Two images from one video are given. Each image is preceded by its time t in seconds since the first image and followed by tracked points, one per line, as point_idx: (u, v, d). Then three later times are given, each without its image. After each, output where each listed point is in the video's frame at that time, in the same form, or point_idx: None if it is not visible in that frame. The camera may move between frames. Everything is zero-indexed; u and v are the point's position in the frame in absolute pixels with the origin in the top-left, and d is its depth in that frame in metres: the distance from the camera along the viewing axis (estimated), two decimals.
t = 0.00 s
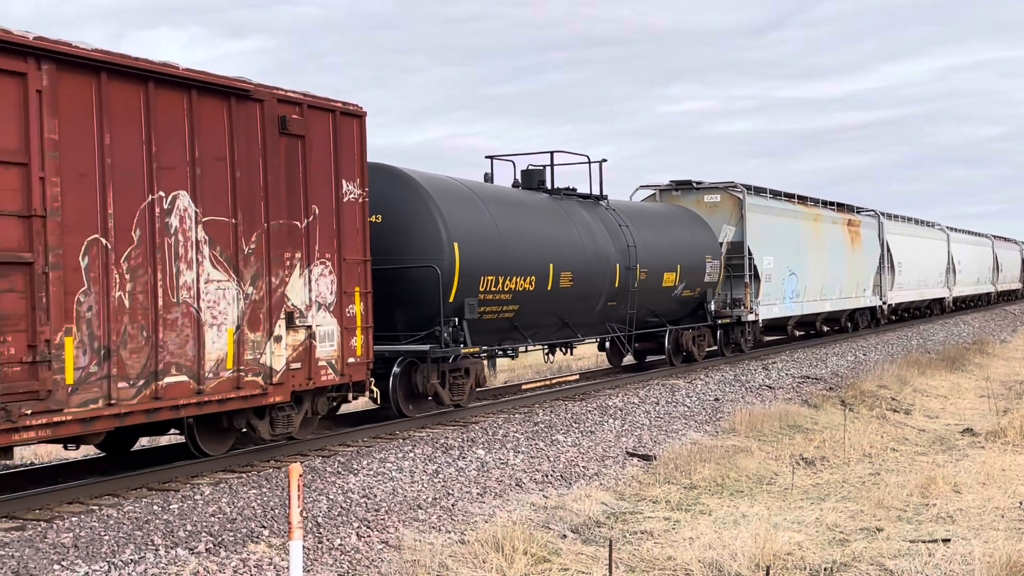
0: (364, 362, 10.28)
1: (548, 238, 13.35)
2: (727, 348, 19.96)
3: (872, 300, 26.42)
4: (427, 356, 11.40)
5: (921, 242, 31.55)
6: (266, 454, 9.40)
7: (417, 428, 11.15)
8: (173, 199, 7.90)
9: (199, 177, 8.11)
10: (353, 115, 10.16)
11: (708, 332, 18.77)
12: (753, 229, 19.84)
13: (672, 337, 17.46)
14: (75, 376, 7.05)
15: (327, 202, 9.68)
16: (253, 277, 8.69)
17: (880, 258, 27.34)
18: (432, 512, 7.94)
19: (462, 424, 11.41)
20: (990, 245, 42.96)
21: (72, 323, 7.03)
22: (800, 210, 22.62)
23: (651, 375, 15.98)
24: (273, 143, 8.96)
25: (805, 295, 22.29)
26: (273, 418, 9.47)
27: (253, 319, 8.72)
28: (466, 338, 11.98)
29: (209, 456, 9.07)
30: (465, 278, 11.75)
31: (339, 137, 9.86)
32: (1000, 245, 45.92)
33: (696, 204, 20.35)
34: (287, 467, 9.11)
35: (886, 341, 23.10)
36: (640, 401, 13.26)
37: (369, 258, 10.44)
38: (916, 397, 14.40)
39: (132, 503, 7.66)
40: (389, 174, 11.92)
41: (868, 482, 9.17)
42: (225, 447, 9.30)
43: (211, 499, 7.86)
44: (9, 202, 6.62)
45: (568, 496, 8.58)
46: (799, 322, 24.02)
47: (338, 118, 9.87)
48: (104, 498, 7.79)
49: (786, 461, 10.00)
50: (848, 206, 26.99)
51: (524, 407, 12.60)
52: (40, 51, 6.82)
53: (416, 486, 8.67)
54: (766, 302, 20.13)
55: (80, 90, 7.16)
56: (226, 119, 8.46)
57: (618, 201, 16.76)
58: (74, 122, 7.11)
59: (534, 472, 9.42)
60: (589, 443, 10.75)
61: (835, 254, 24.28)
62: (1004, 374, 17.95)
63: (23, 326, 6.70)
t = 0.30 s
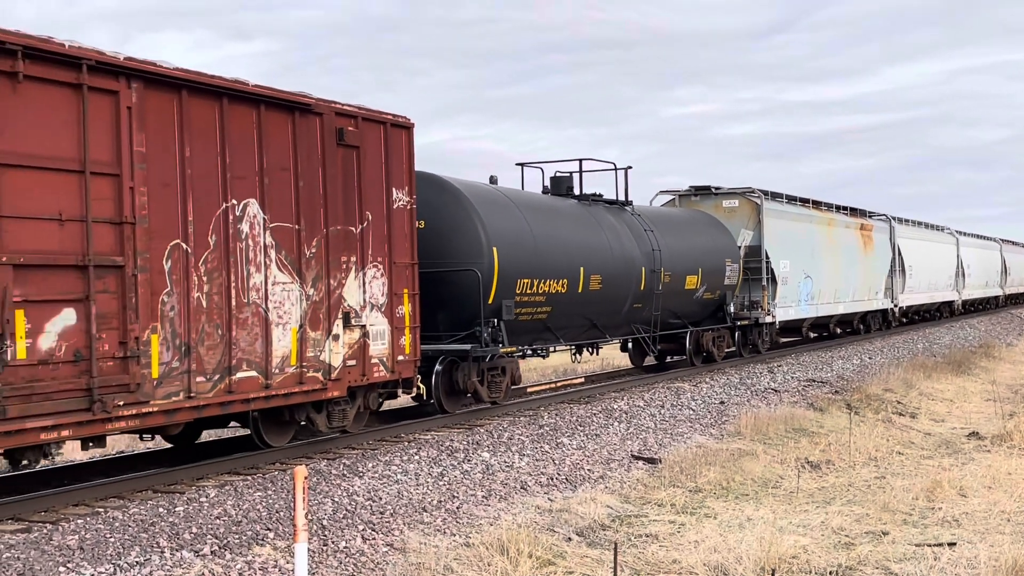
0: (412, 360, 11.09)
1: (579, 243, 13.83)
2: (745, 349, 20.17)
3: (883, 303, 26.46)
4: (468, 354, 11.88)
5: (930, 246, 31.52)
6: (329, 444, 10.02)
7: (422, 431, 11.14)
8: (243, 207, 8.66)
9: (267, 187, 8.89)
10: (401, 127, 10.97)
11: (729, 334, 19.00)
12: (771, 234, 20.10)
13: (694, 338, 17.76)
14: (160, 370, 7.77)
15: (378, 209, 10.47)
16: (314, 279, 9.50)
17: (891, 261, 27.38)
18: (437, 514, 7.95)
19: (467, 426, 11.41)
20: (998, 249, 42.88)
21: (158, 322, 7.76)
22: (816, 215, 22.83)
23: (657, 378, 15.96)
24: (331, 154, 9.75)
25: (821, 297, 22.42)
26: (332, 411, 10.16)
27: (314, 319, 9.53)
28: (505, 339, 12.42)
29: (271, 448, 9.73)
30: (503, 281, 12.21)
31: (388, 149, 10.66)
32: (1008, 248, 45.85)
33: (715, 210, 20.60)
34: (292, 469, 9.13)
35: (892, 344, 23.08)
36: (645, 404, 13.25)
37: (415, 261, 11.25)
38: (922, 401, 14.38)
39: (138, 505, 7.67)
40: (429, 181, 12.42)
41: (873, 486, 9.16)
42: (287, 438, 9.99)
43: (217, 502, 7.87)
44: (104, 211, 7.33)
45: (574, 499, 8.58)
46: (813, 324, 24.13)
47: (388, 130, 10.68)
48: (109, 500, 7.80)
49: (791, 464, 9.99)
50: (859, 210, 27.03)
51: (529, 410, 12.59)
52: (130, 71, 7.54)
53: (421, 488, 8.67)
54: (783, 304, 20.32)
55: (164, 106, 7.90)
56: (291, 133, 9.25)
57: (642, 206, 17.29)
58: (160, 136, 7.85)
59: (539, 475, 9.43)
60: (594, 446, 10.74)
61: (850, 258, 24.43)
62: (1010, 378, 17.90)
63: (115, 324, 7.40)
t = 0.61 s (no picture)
0: (463, 360, 11.73)
1: (612, 250, 14.34)
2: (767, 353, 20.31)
3: (898, 310, 26.44)
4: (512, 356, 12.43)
5: (944, 252, 31.45)
6: (387, 438, 10.64)
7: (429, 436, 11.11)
8: (314, 217, 9.38)
9: (335, 198, 9.63)
10: (452, 141, 11.69)
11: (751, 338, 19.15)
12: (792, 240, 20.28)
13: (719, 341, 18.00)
14: (244, 368, 8.49)
15: (432, 218, 11.17)
16: (376, 284, 10.20)
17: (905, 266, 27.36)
18: (444, 519, 7.94)
19: (474, 432, 11.40)
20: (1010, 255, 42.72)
21: (240, 323, 8.47)
22: (835, 222, 22.96)
23: (665, 384, 15.92)
24: (391, 167, 10.46)
25: (840, 303, 22.48)
26: (390, 408, 10.79)
27: (376, 321, 10.21)
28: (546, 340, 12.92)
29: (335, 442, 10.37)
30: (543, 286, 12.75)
31: (440, 161, 11.36)
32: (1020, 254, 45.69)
33: (737, 217, 20.83)
34: (300, 474, 9.13)
35: (901, 351, 23.03)
36: (653, 410, 13.23)
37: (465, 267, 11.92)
38: (931, 407, 14.34)
39: (145, 510, 7.67)
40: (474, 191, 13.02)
41: (882, 492, 9.13)
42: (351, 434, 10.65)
43: (224, 507, 7.87)
44: (196, 221, 8.06)
45: (582, 505, 8.57)
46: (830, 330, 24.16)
47: (441, 144, 11.40)
48: (116, 505, 7.81)
49: (800, 470, 9.97)
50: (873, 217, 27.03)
51: (537, 416, 12.57)
52: (218, 93, 8.27)
53: (428, 494, 8.67)
54: (803, 309, 20.41)
55: (247, 125, 8.63)
56: (355, 147, 9.98)
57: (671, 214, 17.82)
58: (244, 152, 8.59)
59: (547, 480, 9.42)
60: (602, 451, 10.73)
61: (869, 265, 24.51)
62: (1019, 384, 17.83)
63: (205, 325, 8.13)
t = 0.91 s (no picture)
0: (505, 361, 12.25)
1: (643, 255, 14.59)
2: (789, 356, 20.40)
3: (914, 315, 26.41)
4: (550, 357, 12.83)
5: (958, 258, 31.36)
6: (424, 436, 11.05)
7: (438, 442, 11.11)
8: (373, 225, 9.95)
9: (392, 207, 10.20)
10: (496, 153, 12.22)
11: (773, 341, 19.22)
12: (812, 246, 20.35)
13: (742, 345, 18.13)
14: (311, 367, 9.07)
15: (478, 227, 11.73)
16: (428, 288, 10.75)
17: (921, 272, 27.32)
18: (452, 524, 7.95)
19: (483, 437, 11.39)
20: None
21: (308, 325, 9.06)
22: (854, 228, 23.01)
23: (674, 389, 15.88)
24: (441, 177, 11.02)
25: (858, 308, 22.48)
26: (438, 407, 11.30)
27: (427, 323, 10.74)
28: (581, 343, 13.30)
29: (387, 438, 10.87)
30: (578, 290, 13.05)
31: (486, 171, 11.94)
32: None
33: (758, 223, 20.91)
34: (309, 478, 9.15)
35: (912, 355, 22.96)
36: (662, 415, 13.21)
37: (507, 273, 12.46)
38: (941, 412, 14.29)
39: (154, 514, 7.69)
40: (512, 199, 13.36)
41: (891, 498, 9.11)
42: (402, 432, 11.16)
43: (233, 511, 7.89)
44: (269, 230, 8.66)
45: (590, 510, 8.56)
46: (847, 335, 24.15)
47: (486, 156, 11.96)
48: (126, 509, 7.83)
49: (809, 476, 9.95)
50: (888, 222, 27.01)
51: (546, 420, 12.55)
52: (288, 109, 8.88)
53: (437, 498, 8.67)
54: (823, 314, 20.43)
55: (314, 140, 9.24)
56: (409, 158, 10.55)
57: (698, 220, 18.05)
58: (311, 165, 9.19)
59: (555, 485, 9.41)
60: (611, 456, 10.72)
61: (886, 271, 24.52)
62: None
63: (277, 327, 8.71)
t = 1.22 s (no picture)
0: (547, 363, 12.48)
1: (673, 261, 14.62)
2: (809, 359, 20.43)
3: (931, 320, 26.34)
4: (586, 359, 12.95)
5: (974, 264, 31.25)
6: (434, 440, 11.03)
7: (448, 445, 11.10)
8: (427, 233, 10.24)
9: (444, 214, 10.50)
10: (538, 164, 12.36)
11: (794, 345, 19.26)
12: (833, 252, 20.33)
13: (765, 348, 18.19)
14: (371, 367, 9.40)
15: (524, 235, 11.95)
16: (477, 292, 11.00)
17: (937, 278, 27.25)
18: (463, 528, 7.96)
19: (493, 441, 11.39)
20: None
21: (370, 328, 9.39)
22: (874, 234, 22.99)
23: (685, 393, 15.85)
24: (489, 187, 11.30)
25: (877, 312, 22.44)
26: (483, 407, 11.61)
27: (476, 326, 11.00)
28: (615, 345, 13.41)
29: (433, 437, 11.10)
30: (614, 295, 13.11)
31: (533, 180, 12.18)
32: None
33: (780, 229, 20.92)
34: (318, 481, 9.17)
35: (923, 360, 22.86)
36: (673, 420, 13.19)
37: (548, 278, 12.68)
38: (953, 418, 14.24)
39: (165, 518, 7.70)
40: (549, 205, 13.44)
41: (902, 503, 9.09)
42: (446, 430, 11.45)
43: (244, 514, 7.91)
44: (335, 237, 9.00)
45: (601, 514, 8.55)
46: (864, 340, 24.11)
47: (531, 164, 12.19)
48: (137, 513, 7.85)
49: (820, 481, 9.92)
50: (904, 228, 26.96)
51: (558, 425, 12.54)
52: (353, 124, 9.23)
53: (447, 502, 8.68)
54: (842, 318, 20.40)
55: (374, 152, 9.54)
56: (462, 168, 10.84)
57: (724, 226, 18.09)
58: (372, 177, 9.50)
59: (566, 490, 9.41)
60: (621, 461, 10.71)
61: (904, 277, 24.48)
62: None
63: (342, 329, 9.05)
